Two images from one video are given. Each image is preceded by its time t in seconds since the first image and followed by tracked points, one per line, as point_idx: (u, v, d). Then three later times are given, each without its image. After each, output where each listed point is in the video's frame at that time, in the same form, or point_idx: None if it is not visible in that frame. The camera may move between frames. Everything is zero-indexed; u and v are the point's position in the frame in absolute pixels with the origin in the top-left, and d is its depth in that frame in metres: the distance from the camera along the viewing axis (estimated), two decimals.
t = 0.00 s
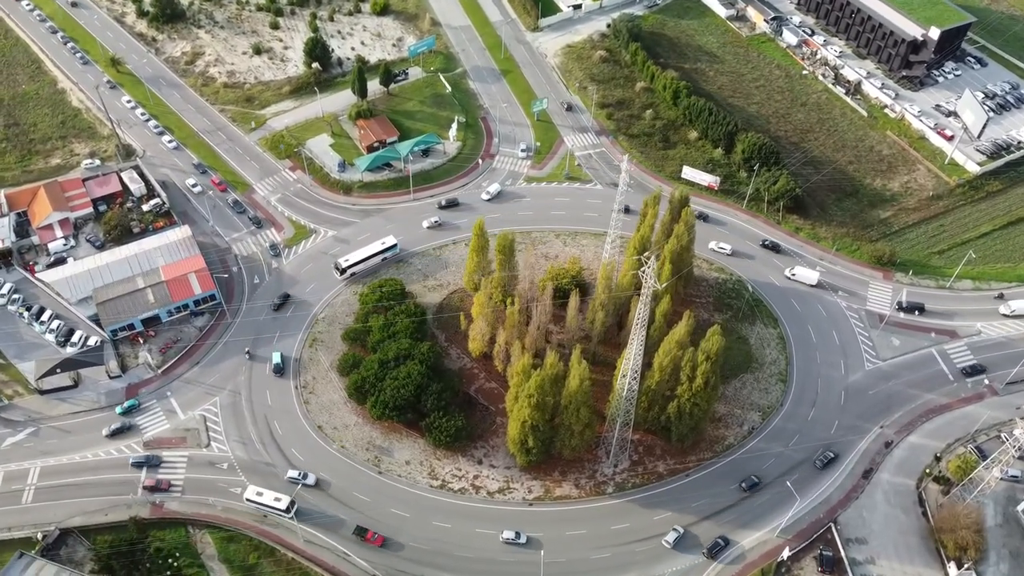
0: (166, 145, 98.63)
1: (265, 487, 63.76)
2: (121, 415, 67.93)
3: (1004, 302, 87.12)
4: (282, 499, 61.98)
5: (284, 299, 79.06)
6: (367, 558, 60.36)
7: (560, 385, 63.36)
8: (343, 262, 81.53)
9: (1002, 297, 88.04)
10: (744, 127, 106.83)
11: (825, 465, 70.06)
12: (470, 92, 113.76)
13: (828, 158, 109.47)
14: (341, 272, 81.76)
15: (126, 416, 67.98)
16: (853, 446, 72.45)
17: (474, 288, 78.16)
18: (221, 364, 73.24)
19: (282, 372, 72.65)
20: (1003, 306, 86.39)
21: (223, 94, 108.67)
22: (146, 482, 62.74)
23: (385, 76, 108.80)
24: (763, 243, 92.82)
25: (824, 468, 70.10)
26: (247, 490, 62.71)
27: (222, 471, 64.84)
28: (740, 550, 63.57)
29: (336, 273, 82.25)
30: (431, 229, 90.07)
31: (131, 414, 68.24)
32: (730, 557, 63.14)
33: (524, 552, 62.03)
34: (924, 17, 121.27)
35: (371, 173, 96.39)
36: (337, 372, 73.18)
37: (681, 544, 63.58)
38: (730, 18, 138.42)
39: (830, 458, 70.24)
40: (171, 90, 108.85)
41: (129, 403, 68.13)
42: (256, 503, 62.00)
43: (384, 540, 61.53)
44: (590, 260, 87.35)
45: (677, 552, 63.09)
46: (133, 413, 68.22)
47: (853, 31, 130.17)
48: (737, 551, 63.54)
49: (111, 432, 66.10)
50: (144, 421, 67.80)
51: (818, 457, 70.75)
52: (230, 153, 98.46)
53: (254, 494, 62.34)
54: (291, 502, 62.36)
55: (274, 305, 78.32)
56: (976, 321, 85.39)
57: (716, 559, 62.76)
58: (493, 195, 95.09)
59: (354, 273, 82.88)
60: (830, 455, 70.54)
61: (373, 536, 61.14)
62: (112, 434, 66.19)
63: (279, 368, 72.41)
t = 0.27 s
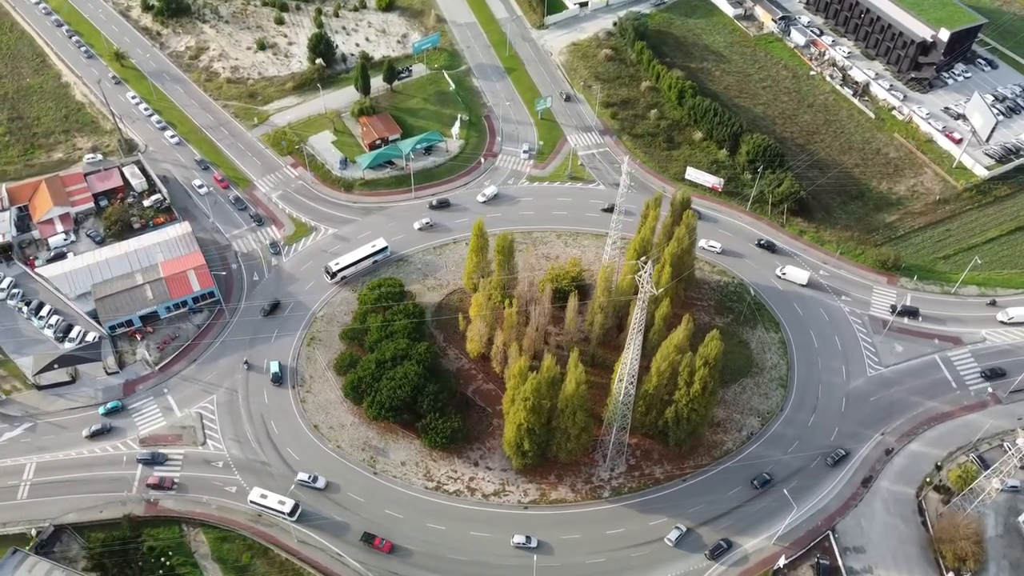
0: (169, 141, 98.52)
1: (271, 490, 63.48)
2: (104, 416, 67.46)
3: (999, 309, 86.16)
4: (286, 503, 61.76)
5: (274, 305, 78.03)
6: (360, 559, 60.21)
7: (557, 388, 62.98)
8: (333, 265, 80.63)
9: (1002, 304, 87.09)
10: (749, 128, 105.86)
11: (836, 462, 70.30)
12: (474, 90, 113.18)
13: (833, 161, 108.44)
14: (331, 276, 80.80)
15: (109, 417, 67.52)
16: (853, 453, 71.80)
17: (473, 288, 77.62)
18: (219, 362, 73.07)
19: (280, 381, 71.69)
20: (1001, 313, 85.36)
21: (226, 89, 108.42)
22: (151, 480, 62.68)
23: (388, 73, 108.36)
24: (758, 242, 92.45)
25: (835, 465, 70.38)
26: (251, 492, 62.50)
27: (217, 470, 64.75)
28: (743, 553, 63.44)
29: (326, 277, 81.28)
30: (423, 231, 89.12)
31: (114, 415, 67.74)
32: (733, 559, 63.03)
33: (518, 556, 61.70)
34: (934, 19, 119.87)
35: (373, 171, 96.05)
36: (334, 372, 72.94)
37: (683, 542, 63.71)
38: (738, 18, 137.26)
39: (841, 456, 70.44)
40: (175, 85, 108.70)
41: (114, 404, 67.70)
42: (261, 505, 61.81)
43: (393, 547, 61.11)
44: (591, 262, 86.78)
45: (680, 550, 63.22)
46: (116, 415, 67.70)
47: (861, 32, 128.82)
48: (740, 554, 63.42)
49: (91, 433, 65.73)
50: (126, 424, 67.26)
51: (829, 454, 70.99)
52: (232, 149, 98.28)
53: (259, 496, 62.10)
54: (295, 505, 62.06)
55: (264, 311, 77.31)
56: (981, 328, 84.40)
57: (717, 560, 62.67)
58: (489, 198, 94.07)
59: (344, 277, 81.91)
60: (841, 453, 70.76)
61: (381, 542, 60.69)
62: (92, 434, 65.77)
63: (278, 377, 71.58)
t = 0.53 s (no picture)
0: (171, 136, 98.43)
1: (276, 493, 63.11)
2: (86, 416, 67.16)
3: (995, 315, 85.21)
4: (291, 506, 61.37)
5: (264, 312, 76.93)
6: (353, 560, 60.04)
7: (554, 391, 62.57)
8: (324, 269, 79.65)
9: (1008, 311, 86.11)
10: (755, 129, 104.90)
11: (848, 459, 70.50)
12: (478, 87, 112.57)
13: (839, 163, 107.42)
14: (322, 280, 79.87)
15: (92, 417, 67.18)
16: (853, 461, 71.12)
17: (472, 288, 77.07)
18: (217, 360, 72.97)
19: (279, 392, 70.59)
20: (998, 320, 84.32)
21: (230, 84, 108.19)
22: (152, 479, 62.70)
23: (392, 70, 107.90)
24: (754, 242, 92.13)
25: (847, 462, 70.63)
26: (256, 495, 62.29)
27: (213, 468, 64.68)
28: (745, 556, 63.27)
29: (317, 281, 80.32)
30: (413, 232, 88.25)
31: (97, 415, 67.39)
32: (736, 562, 62.91)
33: (512, 559, 61.43)
34: (944, 20, 118.38)
35: (374, 169, 95.71)
36: (331, 371, 72.78)
37: (686, 541, 63.80)
38: (746, 17, 136.10)
39: (853, 454, 70.63)
40: (178, 79, 108.56)
41: (97, 404, 67.33)
42: (265, 508, 61.54)
43: (401, 553, 60.68)
44: (592, 263, 86.22)
45: (682, 549, 63.36)
46: (98, 415, 67.33)
47: (871, 32, 127.41)
48: (743, 556, 63.32)
49: (71, 433, 65.36)
50: (107, 425, 66.78)
51: (841, 452, 71.13)
52: (234, 144, 98.11)
53: (263, 499, 61.86)
54: (299, 509, 61.70)
55: (253, 318, 76.23)
56: (986, 335, 83.42)
57: (720, 562, 62.60)
58: (484, 200, 93.18)
59: (335, 280, 80.99)
60: (853, 451, 70.92)
61: (389, 548, 60.32)
62: (73, 435, 65.39)
63: (274, 387, 70.32)
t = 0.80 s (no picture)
0: (173, 131, 98.32)
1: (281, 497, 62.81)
2: (69, 415, 67.02)
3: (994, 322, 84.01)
4: (295, 511, 61.20)
5: (252, 318, 75.83)
6: (346, 561, 59.88)
7: (550, 394, 62.13)
8: (314, 274, 78.95)
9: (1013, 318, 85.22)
10: (760, 130, 103.96)
11: (860, 457, 70.78)
12: (482, 85, 111.97)
13: (845, 165, 106.44)
14: (312, 285, 79.17)
15: (74, 416, 67.02)
16: (853, 468, 70.47)
17: (471, 288, 76.46)
18: (215, 357, 72.86)
19: (278, 402, 69.63)
20: (996, 327, 83.26)
21: (233, 80, 107.96)
22: (155, 477, 62.73)
23: (395, 67, 107.42)
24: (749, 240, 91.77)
25: (860, 460, 70.86)
26: (260, 499, 62.14)
27: (208, 467, 64.63)
28: (748, 560, 63.08)
29: (307, 286, 79.66)
30: (404, 234, 87.54)
31: (79, 414, 67.17)
32: (739, 565, 62.79)
33: (507, 563, 61.17)
34: (955, 21, 116.91)
35: (376, 166, 95.38)
36: (329, 370, 72.57)
37: (689, 540, 63.89)
38: (754, 16, 134.92)
39: (865, 452, 70.81)
40: (182, 74, 108.38)
41: (79, 404, 67.07)
42: (269, 512, 61.36)
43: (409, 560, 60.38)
44: (593, 264, 85.66)
45: (685, 547, 63.50)
46: (80, 414, 67.10)
47: (880, 33, 126.04)
48: (745, 559, 63.19)
49: (50, 432, 65.15)
50: (88, 425, 66.49)
51: (854, 450, 71.36)
52: (236, 140, 97.92)
53: (267, 503, 61.68)
54: (304, 513, 61.50)
55: (241, 324, 75.17)
56: (991, 342, 82.47)
57: (722, 565, 62.49)
58: (478, 203, 91.99)
59: (326, 285, 80.22)
60: (865, 449, 71.14)
61: (397, 555, 59.97)
62: (52, 434, 65.18)
63: (274, 397, 69.37)
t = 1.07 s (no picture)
0: (176, 126, 98.17)
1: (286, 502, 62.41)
2: (51, 413, 66.89)
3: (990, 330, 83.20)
4: (300, 515, 60.90)
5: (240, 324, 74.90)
6: (340, 562, 59.77)
7: (546, 397, 61.82)
8: (304, 279, 77.77)
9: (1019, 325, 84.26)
10: (765, 132, 102.98)
11: (873, 455, 70.91)
12: (486, 83, 111.36)
13: (851, 168, 105.46)
14: (302, 290, 77.99)
15: (56, 414, 66.87)
16: (852, 476, 69.87)
17: (469, 288, 75.83)
18: (212, 354, 72.72)
19: (278, 413, 68.62)
20: (991, 334, 82.50)
21: (236, 75, 107.69)
22: (157, 475, 62.81)
23: (399, 64, 106.93)
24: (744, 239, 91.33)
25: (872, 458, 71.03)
26: (264, 503, 61.75)
27: (203, 465, 64.57)
28: (751, 564, 62.87)
29: (297, 291, 78.47)
30: (394, 236, 86.67)
31: (61, 413, 66.95)
32: (742, 568, 62.64)
33: (501, 566, 60.90)
34: (965, 22, 115.48)
35: (377, 164, 95.01)
36: (326, 369, 72.34)
37: (692, 538, 63.97)
38: (762, 15, 133.72)
39: (878, 451, 70.92)
40: (185, 69, 108.18)
41: (61, 403, 66.82)
42: (274, 516, 61.00)
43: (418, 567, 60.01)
44: (594, 265, 85.08)
45: (687, 546, 63.62)
46: (62, 413, 66.93)
47: (889, 33, 124.67)
48: (748, 563, 62.98)
49: (28, 431, 64.90)
50: (68, 425, 66.24)
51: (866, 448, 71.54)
52: (238, 136, 97.71)
53: (272, 507, 61.30)
54: (309, 518, 61.17)
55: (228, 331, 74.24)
56: (996, 349, 81.50)
57: (725, 567, 62.32)
58: (472, 205, 90.81)
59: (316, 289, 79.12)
60: (878, 448, 71.22)
61: (406, 561, 59.60)
62: (30, 432, 64.95)
63: (274, 407, 68.39)
